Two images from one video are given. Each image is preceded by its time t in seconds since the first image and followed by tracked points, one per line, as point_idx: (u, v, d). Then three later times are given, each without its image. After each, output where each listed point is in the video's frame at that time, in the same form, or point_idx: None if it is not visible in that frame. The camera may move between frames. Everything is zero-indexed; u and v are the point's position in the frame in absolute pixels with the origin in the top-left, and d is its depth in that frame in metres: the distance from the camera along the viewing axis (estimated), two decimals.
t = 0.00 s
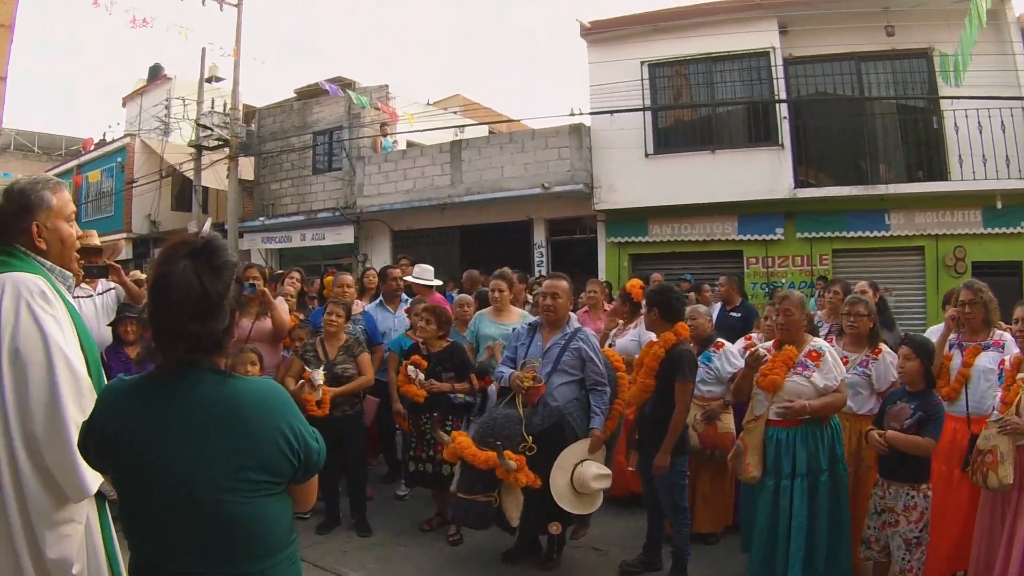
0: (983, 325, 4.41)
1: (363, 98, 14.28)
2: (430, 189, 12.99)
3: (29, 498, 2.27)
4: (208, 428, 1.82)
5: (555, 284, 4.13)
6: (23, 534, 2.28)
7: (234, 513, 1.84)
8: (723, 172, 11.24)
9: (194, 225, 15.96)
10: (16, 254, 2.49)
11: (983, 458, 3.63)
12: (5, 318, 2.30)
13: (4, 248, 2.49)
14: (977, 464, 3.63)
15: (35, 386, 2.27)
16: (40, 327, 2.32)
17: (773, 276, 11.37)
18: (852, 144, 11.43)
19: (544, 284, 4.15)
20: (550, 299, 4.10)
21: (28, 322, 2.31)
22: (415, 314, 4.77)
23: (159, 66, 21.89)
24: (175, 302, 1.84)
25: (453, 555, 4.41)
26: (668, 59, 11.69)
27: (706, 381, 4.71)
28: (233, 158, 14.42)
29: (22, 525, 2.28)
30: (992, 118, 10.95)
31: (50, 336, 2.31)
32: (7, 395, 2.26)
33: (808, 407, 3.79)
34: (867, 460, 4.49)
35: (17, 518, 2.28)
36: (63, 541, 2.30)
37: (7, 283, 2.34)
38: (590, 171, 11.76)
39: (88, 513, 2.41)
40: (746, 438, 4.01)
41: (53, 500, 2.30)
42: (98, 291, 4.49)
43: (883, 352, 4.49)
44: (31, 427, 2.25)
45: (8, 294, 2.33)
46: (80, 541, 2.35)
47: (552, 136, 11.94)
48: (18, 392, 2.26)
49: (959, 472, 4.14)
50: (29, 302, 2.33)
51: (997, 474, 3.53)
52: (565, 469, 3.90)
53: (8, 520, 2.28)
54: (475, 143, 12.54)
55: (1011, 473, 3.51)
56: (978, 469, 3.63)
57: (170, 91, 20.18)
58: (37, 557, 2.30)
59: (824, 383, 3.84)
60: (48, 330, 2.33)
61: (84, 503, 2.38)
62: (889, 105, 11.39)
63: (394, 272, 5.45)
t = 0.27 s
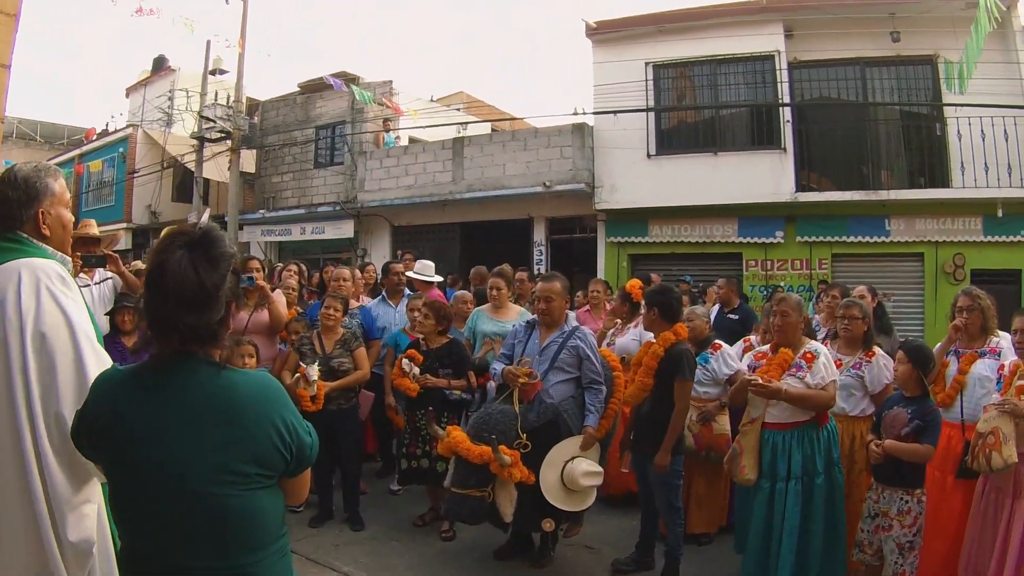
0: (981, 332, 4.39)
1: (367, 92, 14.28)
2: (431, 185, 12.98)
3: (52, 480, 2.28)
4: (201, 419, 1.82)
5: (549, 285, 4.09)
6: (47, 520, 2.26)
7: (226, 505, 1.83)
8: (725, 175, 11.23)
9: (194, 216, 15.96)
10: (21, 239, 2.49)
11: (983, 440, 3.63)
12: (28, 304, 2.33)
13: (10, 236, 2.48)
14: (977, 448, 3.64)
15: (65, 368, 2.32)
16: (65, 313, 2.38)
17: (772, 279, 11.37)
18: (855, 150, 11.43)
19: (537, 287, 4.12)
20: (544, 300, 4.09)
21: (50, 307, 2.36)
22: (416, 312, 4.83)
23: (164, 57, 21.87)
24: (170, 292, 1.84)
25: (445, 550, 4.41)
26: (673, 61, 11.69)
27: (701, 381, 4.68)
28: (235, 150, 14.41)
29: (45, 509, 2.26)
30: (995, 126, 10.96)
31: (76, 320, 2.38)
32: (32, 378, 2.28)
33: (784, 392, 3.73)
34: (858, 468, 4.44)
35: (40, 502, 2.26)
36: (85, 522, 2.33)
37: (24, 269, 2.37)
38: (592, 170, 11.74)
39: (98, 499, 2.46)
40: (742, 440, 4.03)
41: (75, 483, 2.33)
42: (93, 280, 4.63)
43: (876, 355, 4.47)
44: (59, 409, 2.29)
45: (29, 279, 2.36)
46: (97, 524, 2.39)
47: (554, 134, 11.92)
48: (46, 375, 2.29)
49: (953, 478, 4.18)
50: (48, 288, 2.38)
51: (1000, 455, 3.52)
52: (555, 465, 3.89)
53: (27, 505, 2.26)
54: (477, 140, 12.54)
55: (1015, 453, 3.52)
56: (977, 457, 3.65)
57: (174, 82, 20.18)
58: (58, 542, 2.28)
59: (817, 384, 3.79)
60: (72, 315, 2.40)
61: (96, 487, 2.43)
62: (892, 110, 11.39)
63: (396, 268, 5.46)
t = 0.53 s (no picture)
0: (985, 328, 4.37)
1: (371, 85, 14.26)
2: (435, 178, 12.97)
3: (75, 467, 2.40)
4: (203, 412, 1.82)
5: (551, 281, 4.08)
6: (73, 505, 2.38)
7: (228, 498, 1.83)
8: (728, 169, 11.22)
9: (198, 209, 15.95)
10: (30, 231, 2.53)
11: (998, 435, 3.65)
12: (47, 297, 2.42)
13: (18, 228, 2.52)
14: (993, 443, 3.65)
15: (85, 359, 2.43)
16: (81, 305, 2.48)
17: (776, 274, 11.35)
18: (859, 144, 11.40)
19: (539, 286, 4.10)
20: (546, 297, 4.08)
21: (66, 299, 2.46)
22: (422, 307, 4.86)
23: (167, 50, 21.83)
24: (169, 283, 1.84)
25: (448, 544, 4.41)
26: (677, 54, 11.66)
27: (705, 376, 4.70)
28: (237, 143, 14.38)
29: (70, 496, 2.38)
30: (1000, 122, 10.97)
31: (93, 311, 2.49)
32: (53, 370, 2.39)
33: (790, 402, 3.71)
34: (859, 463, 4.48)
35: (65, 489, 2.38)
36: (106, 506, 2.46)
37: (38, 263, 2.45)
38: (596, 164, 11.71)
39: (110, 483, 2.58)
40: (748, 434, 4.03)
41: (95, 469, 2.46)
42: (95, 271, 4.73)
43: (875, 347, 4.45)
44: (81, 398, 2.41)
45: (46, 273, 2.45)
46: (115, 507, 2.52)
47: (558, 127, 11.91)
48: (68, 366, 2.40)
49: (956, 476, 4.17)
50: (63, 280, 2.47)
51: (1019, 450, 3.54)
52: (559, 458, 3.87)
53: (52, 492, 2.38)
54: (482, 133, 12.52)
55: None
56: (989, 451, 3.69)
57: (177, 75, 20.16)
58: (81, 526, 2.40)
59: (825, 382, 3.76)
60: (88, 307, 2.50)
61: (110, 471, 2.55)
62: (896, 105, 11.38)
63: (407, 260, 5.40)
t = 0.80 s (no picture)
0: (1003, 334, 4.36)
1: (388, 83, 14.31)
2: (452, 176, 12.99)
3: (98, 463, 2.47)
4: (221, 408, 1.83)
5: (567, 279, 4.09)
6: (97, 501, 2.45)
7: (246, 495, 1.83)
8: (744, 170, 11.20)
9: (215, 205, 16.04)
10: (54, 228, 2.58)
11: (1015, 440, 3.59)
12: (75, 296, 2.50)
13: (42, 224, 2.57)
14: (1006, 447, 3.60)
15: (111, 357, 2.52)
16: (108, 304, 2.57)
17: (793, 275, 11.30)
18: (876, 146, 11.34)
19: (556, 282, 4.11)
20: (563, 294, 4.08)
21: (93, 298, 2.54)
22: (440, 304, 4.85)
23: (184, 47, 21.96)
24: (186, 280, 1.85)
25: (461, 543, 4.42)
26: (695, 54, 11.64)
27: (720, 379, 4.69)
28: (255, 140, 14.47)
29: (93, 490, 2.45)
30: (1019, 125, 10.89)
31: (119, 311, 2.58)
32: (80, 368, 2.47)
33: (812, 411, 3.77)
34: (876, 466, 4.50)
35: (89, 484, 2.44)
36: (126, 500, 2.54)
37: (67, 262, 2.52)
38: (614, 163, 11.70)
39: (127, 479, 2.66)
40: (767, 435, 4.11)
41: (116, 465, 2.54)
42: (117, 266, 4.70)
43: (889, 348, 4.47)
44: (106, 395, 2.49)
45: (75, 275, 2.53)
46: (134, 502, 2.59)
47: (576, 127, 11.90)
48: (95, 367, 2.48)
49: (972, 480, 4.10)
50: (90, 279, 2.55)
51: None
52: (572, 459, 3.85)
53: (76, 487, 2.44)
54: (499, 132, 12.54)
55: None
56: (1003, 455, 3.65)
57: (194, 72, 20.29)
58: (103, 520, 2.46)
59: (850, 389, 3.76)
60: (114, 306, 2.59)
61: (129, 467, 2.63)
62: (915, 107, 11.34)
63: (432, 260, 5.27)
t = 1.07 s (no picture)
0: (994, 334, 4.34)
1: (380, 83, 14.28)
2: (443, 177, 12.98)
3: (94, 464, 2.49)
4: (211, 408, 1.82)
5: (558, 276, 4.09)
6: (92, 503, 2.46)
7: (235, 496, 1.82)
8: (735, 171, 11.20)
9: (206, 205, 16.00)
10: (51, 227, 2.59)
11: (1007, 443, 3.66)
12: (76, 298, 2.51)
13: (42, 224, 2.58)
14: (998, 449, 3.68)
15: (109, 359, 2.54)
16: (107, 306, 2.58)
17: (783, 277, 11.32)
18: (868, 147, 11.36)
19: (547, 278, 4.12)
20: (552, 293, 4.09)
21: (93, 300, 2.55)
22: (427, 305, 4.85)
23: (176, 46, 21.91)
24: (175, 280, 1.85)
25: (451, 543, 4.41)
26: (687, 56, 11.65)
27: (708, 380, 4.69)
28: (246, 140, 14.44)
29: (88, 492, 2.46)
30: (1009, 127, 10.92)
31: (117, 313, 2.60)
32: (79, 370, 2.47)
33: (808, 414, 3.78)
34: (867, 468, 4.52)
35: (85, 486, 2.46)
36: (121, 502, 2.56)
37: (67, 262, 2.53)
38: (604, 164, 11.71)
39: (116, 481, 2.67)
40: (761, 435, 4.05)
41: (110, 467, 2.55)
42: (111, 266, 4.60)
43: (883, 351, 4.49)
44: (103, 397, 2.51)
45: (76, 275, 2.53)
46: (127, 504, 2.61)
47: (568, 128, 11.91)
48: (93, 369, 2.49)
49: (963, 483, 4.10)
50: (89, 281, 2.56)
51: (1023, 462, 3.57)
52: (559, 460, 3.86)
53: (71, 488, 2.45)
54: (490, 133, 12.53)
55: None
56: (994, 457, 3.73)
57: (186, 71, 20.23)
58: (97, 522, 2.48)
59: (843, 392, 3.76)
60: (113, 308, 2.61)
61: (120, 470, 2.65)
62: (907, 109, 11.37)
63: (422, 262, 5.27)
